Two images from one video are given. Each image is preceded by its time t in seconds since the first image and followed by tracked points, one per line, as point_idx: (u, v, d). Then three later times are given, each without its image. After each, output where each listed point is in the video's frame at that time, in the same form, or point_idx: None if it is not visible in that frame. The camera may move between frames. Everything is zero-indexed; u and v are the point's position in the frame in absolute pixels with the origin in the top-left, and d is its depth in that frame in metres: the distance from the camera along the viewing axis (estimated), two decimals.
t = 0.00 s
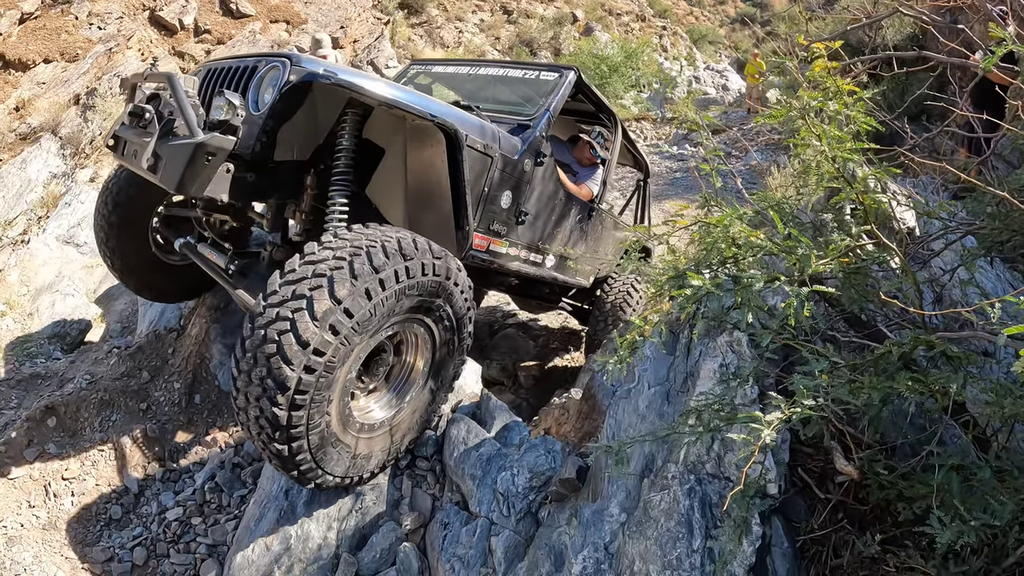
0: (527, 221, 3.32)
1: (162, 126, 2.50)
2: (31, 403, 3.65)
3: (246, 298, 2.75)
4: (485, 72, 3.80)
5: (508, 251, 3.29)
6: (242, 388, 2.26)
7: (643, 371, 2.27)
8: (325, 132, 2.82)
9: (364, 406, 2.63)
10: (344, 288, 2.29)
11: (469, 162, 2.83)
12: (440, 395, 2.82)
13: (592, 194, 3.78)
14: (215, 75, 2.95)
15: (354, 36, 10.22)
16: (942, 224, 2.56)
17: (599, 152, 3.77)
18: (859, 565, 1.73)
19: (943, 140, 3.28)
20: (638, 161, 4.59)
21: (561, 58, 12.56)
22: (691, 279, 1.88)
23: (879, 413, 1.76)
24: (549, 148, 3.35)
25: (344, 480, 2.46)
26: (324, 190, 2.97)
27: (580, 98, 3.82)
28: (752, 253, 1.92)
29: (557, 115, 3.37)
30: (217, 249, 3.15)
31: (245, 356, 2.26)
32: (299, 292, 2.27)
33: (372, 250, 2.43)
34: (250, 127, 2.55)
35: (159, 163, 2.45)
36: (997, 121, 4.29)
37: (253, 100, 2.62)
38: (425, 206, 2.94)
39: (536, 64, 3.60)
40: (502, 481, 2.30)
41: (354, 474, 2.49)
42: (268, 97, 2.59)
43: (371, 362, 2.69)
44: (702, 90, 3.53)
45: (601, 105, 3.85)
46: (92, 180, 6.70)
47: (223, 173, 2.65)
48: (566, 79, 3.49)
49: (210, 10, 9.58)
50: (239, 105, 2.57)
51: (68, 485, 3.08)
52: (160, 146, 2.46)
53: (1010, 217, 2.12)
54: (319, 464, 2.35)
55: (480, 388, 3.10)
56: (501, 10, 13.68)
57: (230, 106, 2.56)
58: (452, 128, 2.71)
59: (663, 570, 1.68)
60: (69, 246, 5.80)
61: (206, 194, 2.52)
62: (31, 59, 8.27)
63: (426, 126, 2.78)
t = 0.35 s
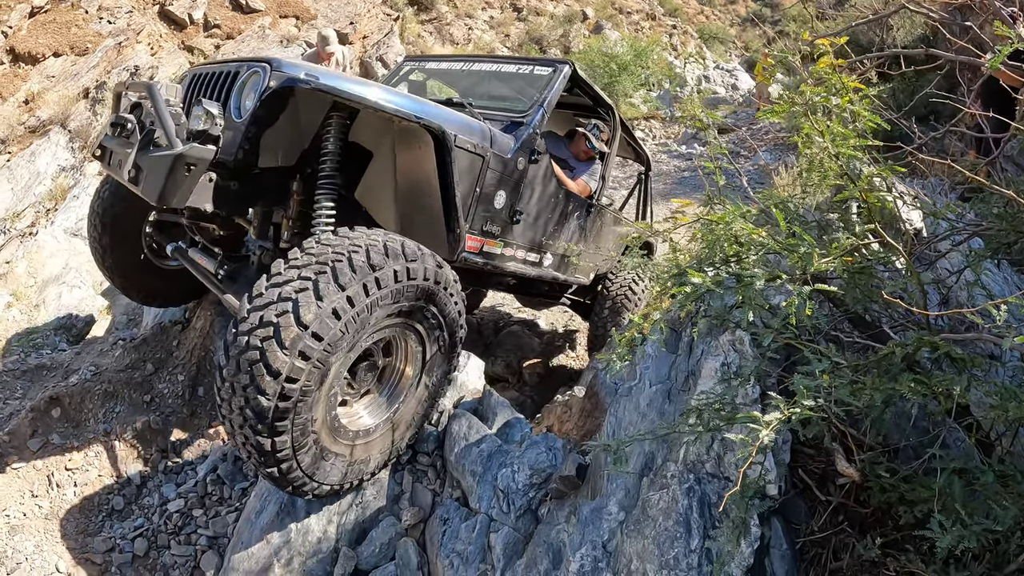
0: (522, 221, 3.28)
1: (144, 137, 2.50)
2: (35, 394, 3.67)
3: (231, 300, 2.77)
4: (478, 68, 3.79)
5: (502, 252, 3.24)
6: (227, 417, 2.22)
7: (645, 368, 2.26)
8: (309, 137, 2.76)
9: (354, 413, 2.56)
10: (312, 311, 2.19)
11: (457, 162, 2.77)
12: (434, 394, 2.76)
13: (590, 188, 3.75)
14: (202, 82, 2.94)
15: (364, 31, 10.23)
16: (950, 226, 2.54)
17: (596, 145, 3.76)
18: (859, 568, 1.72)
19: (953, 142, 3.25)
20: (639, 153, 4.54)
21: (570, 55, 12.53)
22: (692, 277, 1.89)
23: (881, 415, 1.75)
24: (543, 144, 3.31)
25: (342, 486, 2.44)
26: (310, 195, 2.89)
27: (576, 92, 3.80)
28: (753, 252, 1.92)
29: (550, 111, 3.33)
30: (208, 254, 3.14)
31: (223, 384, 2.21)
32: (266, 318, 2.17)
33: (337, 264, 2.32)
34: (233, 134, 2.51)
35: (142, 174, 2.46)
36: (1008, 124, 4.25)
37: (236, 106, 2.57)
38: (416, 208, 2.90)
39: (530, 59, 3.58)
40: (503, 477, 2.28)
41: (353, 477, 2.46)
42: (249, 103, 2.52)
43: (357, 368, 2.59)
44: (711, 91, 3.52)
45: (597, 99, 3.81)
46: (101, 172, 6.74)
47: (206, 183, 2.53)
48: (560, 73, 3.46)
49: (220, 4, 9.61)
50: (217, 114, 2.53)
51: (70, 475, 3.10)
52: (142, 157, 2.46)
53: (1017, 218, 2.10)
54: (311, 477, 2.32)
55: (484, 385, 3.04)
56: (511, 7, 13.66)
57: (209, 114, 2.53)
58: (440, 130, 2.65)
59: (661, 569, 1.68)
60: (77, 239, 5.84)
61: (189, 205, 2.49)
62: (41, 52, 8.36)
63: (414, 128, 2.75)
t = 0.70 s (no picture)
0: (523, 213, 3.14)
1: (122, 145, 2.35)
2: (44, 377, 3.69)
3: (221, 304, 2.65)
4: (473, 57, 3.59)
5: (504, 246, 3.10)
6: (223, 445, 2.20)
7: (666, 369, 2.22)
8: (297, 136, 2.66)
9: (349, 416, 2.46)
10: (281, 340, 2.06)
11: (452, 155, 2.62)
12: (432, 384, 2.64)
13: (596, 175, 3.61)
14: (186, 83, 2.75)
15: (382, 22, 10.21)
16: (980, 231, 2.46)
17: (588, 119, 3.62)
18: None
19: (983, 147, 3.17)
20: (645, 139, 4.44)
21: (588, 51, 12.44)
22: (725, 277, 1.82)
23: (909, 425, 1.70)
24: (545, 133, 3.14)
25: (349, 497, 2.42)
26: (300, 196, 2.77)
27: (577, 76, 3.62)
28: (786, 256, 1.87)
29: (549, 98, 3.16)
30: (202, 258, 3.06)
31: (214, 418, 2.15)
32: (238, 350, 2.07)
33: (304, 283, 2.17)
34: (215, 137, 2.41)
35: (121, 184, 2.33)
36: None
37: (219, 109, 2.44)
38: (413, 207, 2.81)
39: (527, 45, 3.39)
40: (516, 475, 2.25)
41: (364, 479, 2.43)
42: (230, 106, 2.41)
43: (354, 373, 2.42)
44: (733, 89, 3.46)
45: (600, 83, 3.65)
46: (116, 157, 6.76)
47: (189, 188, 2.49)
48: (558, 59, 3.28)
49: None
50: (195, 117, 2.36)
51: (77, 460, 3.09)
52: (120, 167, 2.33)
53: None
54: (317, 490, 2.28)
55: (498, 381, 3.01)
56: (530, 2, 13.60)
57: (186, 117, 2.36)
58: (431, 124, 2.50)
59: None
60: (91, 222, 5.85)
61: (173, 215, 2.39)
62: (58, 37, 8.49)
63: (405, 122, 2.64)
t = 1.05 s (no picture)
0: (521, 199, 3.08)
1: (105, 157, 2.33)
2: (57, 360, 3.75)
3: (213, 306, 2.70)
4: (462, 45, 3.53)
5: (501, 235, 3.06)
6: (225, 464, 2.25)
7: (679, 361, 2.24)
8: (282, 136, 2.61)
9: (341, 417, 2.45)
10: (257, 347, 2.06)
11: (439, 143, 2.57)
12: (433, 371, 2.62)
13: (592, 157, 3.51)
14: (169, 92, 2.82)
15: (395, 11, 10.20)
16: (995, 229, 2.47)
17: (568, 93, 3.63)
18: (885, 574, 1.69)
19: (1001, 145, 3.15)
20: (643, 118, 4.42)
21: (601, 42, 12.39)
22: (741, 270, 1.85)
23: (918, 420, 1.71)
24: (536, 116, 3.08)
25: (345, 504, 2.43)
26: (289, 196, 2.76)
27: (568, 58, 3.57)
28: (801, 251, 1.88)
29: (539, 82, 3.09)
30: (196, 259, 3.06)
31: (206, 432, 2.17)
32: (220, 356, 2.08)
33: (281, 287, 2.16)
34: (199, 141, 2.48)
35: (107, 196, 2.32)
36: None
37: (200, 114, 2.50)
38: (405, 203, 2.74)
39: (514, 29, 3.34)
40: (527, 463, 2.28)
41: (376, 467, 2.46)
42: (211, 109, 2.45)
43: (343, 373, 2.41)
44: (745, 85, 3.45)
45: (592, 65, 3.62)
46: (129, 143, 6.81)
47: (178, 195, 2.47)
48: (546, 42, 3.21)
49: None
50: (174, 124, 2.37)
51: (91, 443, 3.14)
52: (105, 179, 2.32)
53: None
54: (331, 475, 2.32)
55: (510, 370, 3.03)
56: None
57: (166, 125, 2.36)
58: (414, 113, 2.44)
59: (688, 564, 1.67)
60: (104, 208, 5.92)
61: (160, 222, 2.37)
62: (72, 23, 8.72)
63: (391, 115, 2.55)
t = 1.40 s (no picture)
0: (507, 180, 3.04)
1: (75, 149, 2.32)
2: (59, 339, 3.76)
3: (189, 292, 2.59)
4: (443, 30, 3.47)
5: (488, 219, 3.01)
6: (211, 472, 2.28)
7: (677, 346, 2.23)
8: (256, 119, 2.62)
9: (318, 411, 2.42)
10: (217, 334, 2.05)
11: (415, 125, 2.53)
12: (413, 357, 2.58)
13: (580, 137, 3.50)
14: (145, 84, 2.78)
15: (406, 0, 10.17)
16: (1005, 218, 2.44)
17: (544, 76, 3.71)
18: (881, 568, 1.66)
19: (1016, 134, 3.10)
20: (635, 99, 4.39)
21: (613, 34, 12.31)
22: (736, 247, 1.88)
23: (917, 409, 1.68)
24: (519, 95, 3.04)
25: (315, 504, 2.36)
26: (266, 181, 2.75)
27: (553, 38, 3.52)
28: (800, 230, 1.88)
29: (521, 61, 3.06)
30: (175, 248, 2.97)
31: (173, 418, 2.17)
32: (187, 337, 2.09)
33: (249, 273, 2.15)
34: (169, 129, 2.45)
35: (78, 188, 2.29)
36: None
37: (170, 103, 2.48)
38: (386, 188, 2.70)
39: (495, 10, 3.28)
40: (522, 448, 2.27)
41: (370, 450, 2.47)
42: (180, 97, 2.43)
43: (316, 368, 2.37)
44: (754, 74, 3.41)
45: (579, 44, 3.58)
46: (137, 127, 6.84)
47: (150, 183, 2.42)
48: (528, 20, 3.16)
49: None
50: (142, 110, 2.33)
51: (90, 421, 3.15)
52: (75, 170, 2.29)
53: None
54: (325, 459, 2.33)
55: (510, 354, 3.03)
56: None
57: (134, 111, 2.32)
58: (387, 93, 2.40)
59: (680, 551, 1.65)
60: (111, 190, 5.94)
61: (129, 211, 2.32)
62: (82, 8, 8.76)
63: (367, 97, 2.50)
